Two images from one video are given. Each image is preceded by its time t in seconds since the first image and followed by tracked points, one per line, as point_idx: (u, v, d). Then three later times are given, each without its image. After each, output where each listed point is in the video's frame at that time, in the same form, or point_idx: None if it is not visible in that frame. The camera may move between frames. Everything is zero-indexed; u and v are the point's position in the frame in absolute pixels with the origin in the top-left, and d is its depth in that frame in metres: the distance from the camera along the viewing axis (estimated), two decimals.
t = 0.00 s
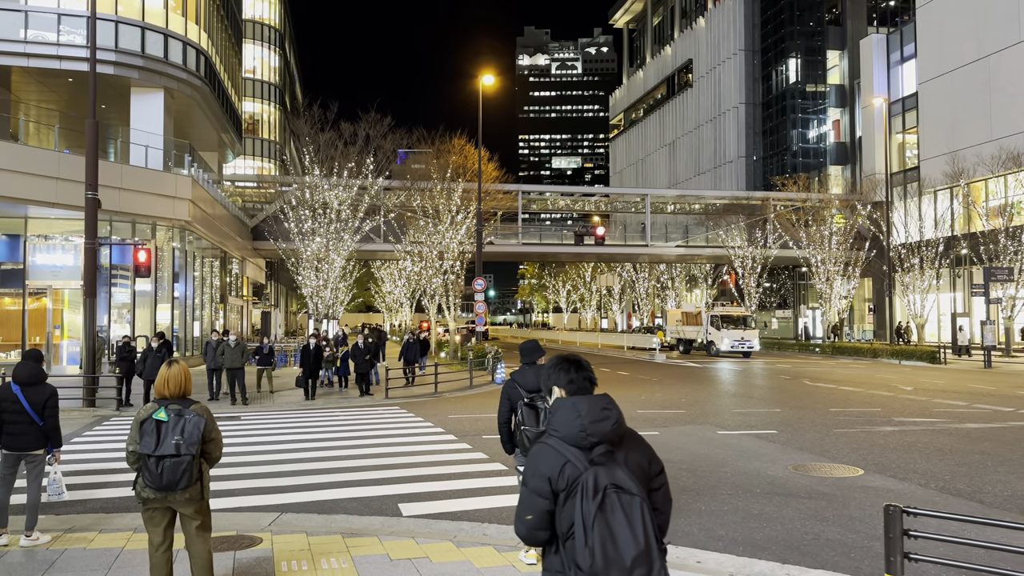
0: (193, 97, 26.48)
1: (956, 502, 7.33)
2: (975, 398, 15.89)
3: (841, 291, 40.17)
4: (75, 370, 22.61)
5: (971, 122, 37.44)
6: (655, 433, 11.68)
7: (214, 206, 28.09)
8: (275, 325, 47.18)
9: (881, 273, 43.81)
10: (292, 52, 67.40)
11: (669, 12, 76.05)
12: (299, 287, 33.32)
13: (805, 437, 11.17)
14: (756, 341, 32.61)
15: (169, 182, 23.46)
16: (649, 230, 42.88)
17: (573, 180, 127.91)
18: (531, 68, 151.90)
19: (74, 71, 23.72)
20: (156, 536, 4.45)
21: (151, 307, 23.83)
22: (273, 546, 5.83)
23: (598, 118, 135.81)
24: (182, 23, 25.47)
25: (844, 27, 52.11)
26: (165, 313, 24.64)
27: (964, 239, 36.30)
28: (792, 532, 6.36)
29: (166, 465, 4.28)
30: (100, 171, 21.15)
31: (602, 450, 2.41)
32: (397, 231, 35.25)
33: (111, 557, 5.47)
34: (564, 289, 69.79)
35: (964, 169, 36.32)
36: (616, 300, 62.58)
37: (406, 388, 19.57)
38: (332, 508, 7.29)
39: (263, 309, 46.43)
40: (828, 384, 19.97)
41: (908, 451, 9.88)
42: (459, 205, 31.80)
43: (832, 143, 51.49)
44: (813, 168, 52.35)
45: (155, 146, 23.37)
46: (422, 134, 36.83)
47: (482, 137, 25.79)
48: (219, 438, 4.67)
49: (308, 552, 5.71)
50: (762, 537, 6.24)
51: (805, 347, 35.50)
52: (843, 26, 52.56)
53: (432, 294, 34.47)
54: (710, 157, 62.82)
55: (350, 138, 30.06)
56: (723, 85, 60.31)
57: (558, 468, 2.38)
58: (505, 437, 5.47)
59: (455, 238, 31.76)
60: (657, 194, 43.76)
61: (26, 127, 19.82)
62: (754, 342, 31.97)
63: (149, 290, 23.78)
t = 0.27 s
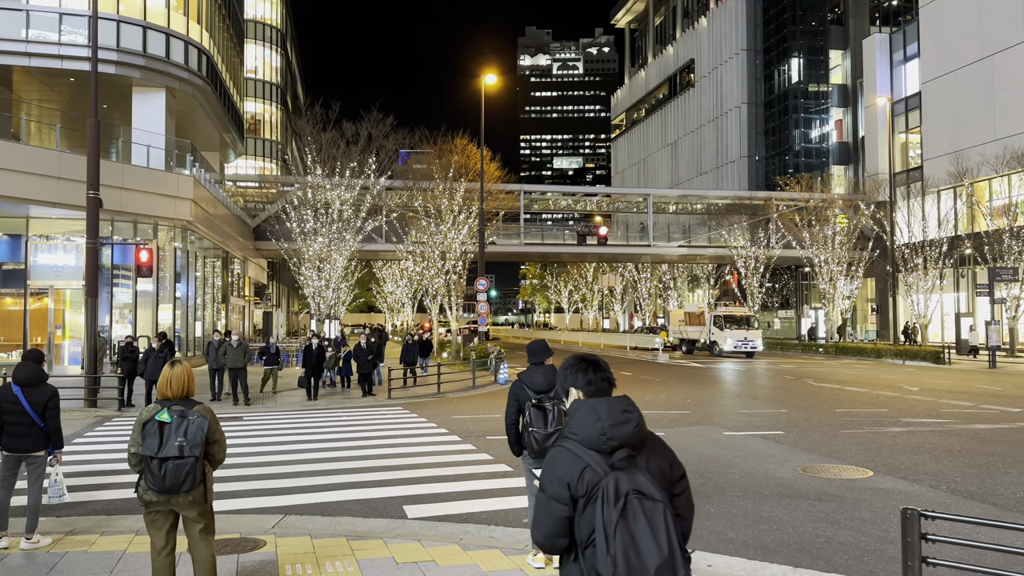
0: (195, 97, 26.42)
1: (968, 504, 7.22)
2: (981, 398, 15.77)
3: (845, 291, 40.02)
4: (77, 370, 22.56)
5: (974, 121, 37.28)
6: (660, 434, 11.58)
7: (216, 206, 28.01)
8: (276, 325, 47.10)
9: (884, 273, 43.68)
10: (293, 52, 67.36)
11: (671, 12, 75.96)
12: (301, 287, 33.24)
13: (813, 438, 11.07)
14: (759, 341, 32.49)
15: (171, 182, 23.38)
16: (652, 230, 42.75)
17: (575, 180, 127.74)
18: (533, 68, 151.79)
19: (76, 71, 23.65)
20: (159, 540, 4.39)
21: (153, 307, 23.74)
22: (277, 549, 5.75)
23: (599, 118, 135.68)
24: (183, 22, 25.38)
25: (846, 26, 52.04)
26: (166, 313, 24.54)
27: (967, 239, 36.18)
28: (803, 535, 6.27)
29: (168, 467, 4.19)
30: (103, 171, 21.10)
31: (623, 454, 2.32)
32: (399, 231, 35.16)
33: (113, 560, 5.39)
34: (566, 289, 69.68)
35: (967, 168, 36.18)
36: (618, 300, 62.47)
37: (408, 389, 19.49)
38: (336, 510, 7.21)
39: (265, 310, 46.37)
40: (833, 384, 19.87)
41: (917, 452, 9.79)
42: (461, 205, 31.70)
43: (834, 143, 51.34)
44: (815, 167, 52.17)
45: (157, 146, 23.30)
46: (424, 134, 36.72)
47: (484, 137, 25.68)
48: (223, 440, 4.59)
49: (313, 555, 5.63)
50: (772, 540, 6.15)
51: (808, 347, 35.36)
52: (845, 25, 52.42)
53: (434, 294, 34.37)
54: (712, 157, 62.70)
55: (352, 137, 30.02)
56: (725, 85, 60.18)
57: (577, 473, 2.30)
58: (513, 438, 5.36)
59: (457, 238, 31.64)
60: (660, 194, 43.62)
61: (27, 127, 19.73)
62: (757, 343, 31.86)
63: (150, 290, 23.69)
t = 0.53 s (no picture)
0: (197, 96, 26.38)
1: (980, 506, 7.15)
2: (987, 399, 15.69)
3: (847, 291, 39.91)
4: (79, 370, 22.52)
5: (977, 121, 37.17)
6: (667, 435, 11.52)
7: (218, 206, 27.95)
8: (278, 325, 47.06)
9: (887, 272, 43.57)
10: (295, 52, 67.35)
11: (672, 12, 75.89)
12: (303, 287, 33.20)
13: (820, 439, 11.00)
14: (762, 341, 32.41)
15: (173, 182, 23.32)
16: (654, 230, 42.66)
17: (576, 180, 127.62)
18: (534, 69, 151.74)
19: (78, 71, 23.61)
20: (165, 543, 4.33)
21: (155, 307, 23.65)
22: (284, 552, 5.68)
23: (600, 118, 135.58)
24: (185, 22, 25.32)
25: (849, 26, 52.04)
26: (169, 313, 24.47)
27: (971, 238, 36.08)
28: (815, 538, 6.20)
29: (176, 470, 4.13)
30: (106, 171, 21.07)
31: (647, 459, 2.26)
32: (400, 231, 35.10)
33: (118, 562, 5.33)
34: (567, 289, 69.60)
35: (971, 168, 36.07)
36: (620, 300, 62.39)
37: (411, 389, 19.43)
38: (342, 512, 7.14)
39: (266, 310, 46.32)
40: (838, 385, 19.79)
41: (927, 453, 9.72)
42: (463, 205, 31.64)
43: (837, 143, 51.26)
44: (817, 167, 52.06)
45: (159, 146, 23.24)
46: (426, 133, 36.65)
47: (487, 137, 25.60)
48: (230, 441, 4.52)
49: (320, 558, 5.56)
50: (784, 543, 6.08)
51: (811, 347, 35.28)
52: (847, 25, 52.33)
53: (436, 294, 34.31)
54: (713, 157, 62.60)
55: (355, 137, 29.98)
56: (727, 85, 60.09)
57: (600, 479, 2.25)
58: (521, 440, 5.27)
59: (460, 238, 31.57)
60: (662, 194, 43.51)
61: (29, 127, 19.68)
62: (760, 343, 31.78)
63: (153, 290, 23.61)
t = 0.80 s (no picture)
0: (200, 96, 26.33)
1: (994, 507, 7.08)
2: (993, 400, 15.62)
3: (850, 291, 39.82)
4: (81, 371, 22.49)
5: (980, 120, 37.07)
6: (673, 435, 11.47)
7: (220, 206, 27.90)
8: (279, 325, 46.97)
9: (890, 272, 43.51)
10: (296, 52, 67.29)
11: (673, 12, 75.80)
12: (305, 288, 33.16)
13: (828, 440, 10.94)
14: (766, 341, 32.34)
15: (176, 182, 23.27)
16: (656, 230, 42.57)
17: (576, 181, 127.55)
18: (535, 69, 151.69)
19: (80, 71, 23.55)
20: (174, 548, 4.28)
21: (157, 307, 23.58)
22: (292, 555, 5.62)
23: (602, 118, 135.51)
24: (188, 22, 25.27)
25: (851, 26, 52.07)
26: (171, 313, 24.41)
27: (974, 239, 36.01)
28: (828, 541, 6.13)
29: (186, 473, 4.07)
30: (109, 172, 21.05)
31: (678, 466, 2.22)
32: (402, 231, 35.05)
33: (125, 566, 5.26)
34: (569, 289, 69.52)
35: (974, 168, 35.98)
36: (621, 300, 62.33)
37: (415, 390, 19.37)
38: (350, 514, 7.07)
39: (267, 311, 46.27)
40: (842, 385, 19.74)
41: (936, 454, 9.66)
42: (465, 205, 31.58)
43: (839, 143, 51.16)
44: (819, 167, 51.96)
45: (161, 146, 23.19)
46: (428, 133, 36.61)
47: (489, 136, 25.54)
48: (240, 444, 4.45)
49: (329, 561, 5.51)
50: (797, 546, 6.02)
51: (814, 347, 35.20)
52: (849, 25, 52.35)
53: (437, 294, 34.25)
54: (715, 157, 62.53)
55: (357, 137, 29.91)
56: (728, 85, 60.00)
57: (630, 485, 2.22)
58: (532, 443, 5.15)
59: (462, 238, 31.51)
60: (665, 194, 43.41)
61: (31, 127, 19.61)
62: (763, 343, 31.72)
63: (155, 290, 23.55)
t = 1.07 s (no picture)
0: (201, 97, 26.29)
1: (1004, 509, 7.03)
2: (998, 400, 15.58)
3: (853, 291, 39.70)
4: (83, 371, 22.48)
5: (982, 121, 37.00)
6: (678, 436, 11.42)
7: (222, 207, 27.87)
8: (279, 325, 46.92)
9: (892, 272, 43.46)
10: (297, 52, 67.19)
11: (674, 13, 75.76)
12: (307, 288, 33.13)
13: (834, 441, 10.90)
14: (768, 342, 32.31)
15: (178, 182, 23.23)
16: (658, 230, 42.49)
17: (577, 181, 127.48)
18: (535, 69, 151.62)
19: (81, 71, 23.49)
20: (183, 551, 4.23)
21: (159, 308, 23.53)
22: (299, 558, 5.58)
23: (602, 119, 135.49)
24: (189, 22, 25.24)
25: (853, 26, 52.18)
26: (172, 313, 24.33)
27: (977, 239, 35.97)
28: (840, 543, 6.08)
29: (194, 476, 4.02)
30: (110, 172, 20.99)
31: (705, 471, 2.23)
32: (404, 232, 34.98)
33: (130, 569, 5.20)
34: (569, 290, 69.48)
35: (977, 168, 35.92)
36: (622, 301, 62.27)
37: (417, 391, 19.34)
38: (356, 516, 7.02)
39: (268, 311, 46.21)
40: (845, 385, 19.71)
41: (943, 455, 9.62)
42: (467, 205, 31.55)
43: (840, 143, 51.15)
44: (821, 167, 51.89)
45: (163, 147, 23.14)
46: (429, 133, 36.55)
47: (491, 136, 25.50)
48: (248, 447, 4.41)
49: (336, 564, 5.46)
50: (808, 548, 5.96)
51: (816, 348, 35.15)
52: (850, 25, 52.35)
53: (439, 294, 34.23)
54: (717, 157, 62.48)
55: (359, 138, 29.89)
56: (729, 85, 59.94)
57: (656, 490, 2.21)
58: (541, 445, 5.09)
59: (464, 239, 31.46)
60: (666, 195, 43.34)
61: (32, 127, 19.56)
62: (766, 344, 31.68)
63: (156, 291, 23.47)
